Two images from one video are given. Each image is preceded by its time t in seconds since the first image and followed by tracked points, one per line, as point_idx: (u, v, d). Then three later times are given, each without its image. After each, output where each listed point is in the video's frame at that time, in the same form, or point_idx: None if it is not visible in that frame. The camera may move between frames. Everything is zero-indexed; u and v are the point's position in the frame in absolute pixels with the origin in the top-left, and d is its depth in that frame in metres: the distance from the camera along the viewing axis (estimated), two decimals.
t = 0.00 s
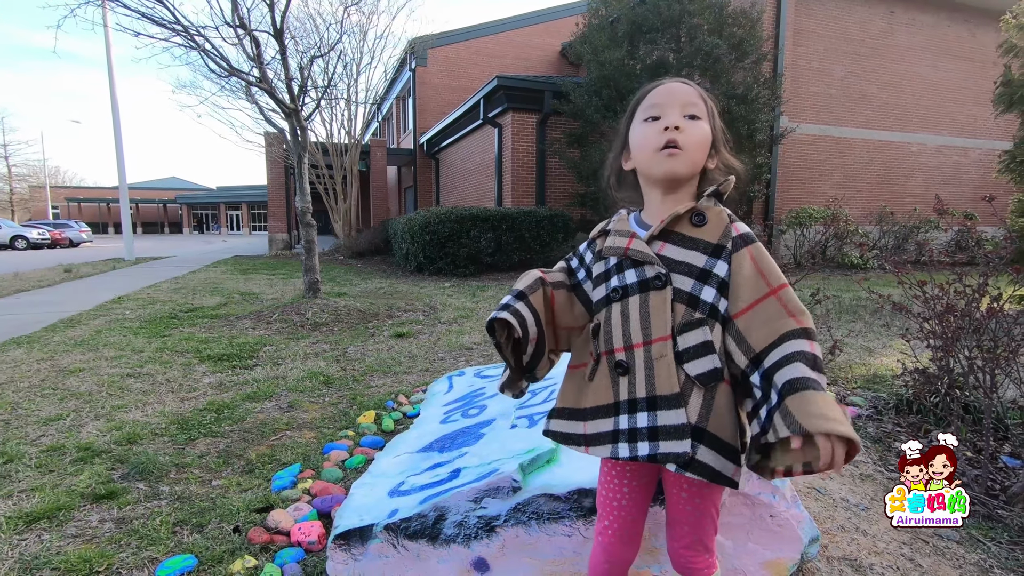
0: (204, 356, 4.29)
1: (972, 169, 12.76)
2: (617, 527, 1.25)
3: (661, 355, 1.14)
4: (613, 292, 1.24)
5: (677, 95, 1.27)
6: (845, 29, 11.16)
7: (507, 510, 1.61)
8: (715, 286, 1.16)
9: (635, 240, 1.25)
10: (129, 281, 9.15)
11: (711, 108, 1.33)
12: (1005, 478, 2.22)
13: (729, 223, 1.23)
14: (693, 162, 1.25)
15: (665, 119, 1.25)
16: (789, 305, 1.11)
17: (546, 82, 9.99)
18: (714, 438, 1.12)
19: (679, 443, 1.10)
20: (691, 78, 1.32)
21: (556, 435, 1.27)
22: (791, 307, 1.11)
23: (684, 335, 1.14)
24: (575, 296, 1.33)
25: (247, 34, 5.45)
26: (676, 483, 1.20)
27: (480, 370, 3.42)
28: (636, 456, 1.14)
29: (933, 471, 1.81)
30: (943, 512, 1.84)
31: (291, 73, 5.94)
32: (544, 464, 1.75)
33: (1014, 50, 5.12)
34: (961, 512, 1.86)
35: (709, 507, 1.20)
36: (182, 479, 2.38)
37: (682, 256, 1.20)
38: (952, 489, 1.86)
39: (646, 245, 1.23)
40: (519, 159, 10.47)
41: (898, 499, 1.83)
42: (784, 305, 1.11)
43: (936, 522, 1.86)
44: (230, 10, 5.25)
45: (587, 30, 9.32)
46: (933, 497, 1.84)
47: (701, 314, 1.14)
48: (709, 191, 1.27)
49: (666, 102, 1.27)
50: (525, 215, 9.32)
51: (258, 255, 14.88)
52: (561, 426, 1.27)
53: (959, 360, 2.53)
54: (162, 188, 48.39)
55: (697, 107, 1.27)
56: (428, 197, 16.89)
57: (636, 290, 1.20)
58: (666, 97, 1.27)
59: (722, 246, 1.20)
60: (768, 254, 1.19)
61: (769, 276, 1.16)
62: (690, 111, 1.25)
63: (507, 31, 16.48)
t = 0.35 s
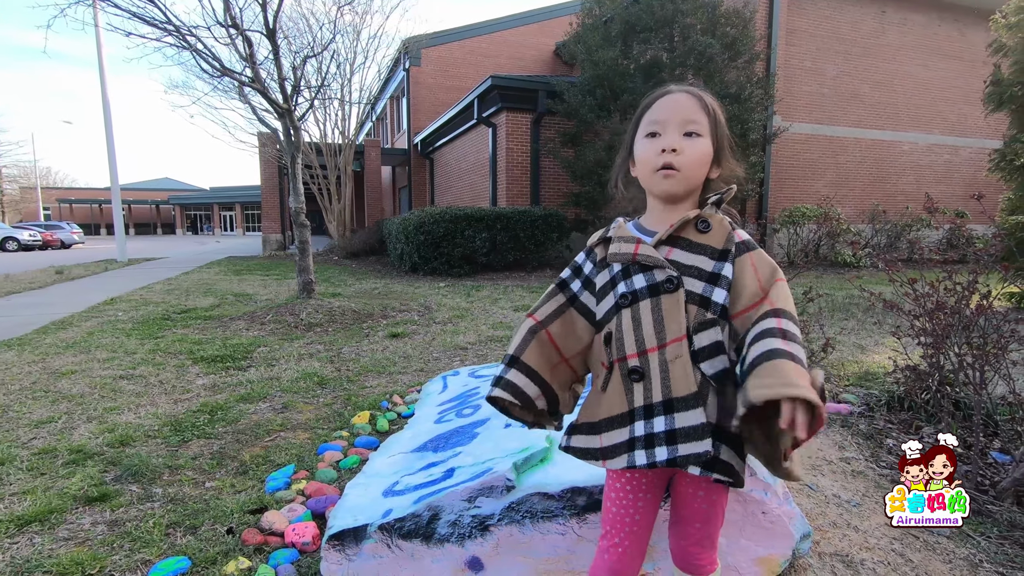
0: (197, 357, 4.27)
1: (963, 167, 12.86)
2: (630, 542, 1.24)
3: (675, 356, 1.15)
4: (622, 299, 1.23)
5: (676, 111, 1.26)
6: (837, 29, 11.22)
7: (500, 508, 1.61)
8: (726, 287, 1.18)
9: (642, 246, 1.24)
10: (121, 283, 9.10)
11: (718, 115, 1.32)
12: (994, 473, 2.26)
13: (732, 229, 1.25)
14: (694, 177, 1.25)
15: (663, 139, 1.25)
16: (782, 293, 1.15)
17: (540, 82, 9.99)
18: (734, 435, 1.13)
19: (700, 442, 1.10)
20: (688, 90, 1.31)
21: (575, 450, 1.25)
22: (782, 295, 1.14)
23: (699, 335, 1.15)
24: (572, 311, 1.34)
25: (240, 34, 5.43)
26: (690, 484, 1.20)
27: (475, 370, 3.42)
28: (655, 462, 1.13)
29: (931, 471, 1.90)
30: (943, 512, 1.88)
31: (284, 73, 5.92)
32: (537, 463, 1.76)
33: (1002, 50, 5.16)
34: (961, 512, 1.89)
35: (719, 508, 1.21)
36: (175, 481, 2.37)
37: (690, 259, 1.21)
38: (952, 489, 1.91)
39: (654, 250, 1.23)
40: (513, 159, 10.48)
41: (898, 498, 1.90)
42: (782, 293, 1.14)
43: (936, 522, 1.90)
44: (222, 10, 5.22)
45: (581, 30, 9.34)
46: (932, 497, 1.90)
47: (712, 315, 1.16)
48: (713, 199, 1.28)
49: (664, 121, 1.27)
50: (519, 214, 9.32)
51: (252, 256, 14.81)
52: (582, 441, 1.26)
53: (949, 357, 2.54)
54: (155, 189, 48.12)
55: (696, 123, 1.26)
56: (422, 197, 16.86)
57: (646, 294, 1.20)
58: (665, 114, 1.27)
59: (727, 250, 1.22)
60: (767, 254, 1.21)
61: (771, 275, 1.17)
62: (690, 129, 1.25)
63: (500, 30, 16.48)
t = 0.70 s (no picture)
0: (192, 359, 4.25)
1: (955, 166, 12.95)
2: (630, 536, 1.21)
3: (662, 346, 1.16)
4: (606, 286, 1.23)
5: (661, 116, 1.25)
6: (830, 29, 11.28)
7: (497, 508, 1.61)
8: (706, 279, 1.21)
9: (628, 234, 1.24)
10: (114, 285, 9.03)
11: (707, 120, 1.29)
12: (986, 469, 2.28)
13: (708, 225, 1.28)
14: (672, 183, 1.25)
15: (643, 144, 1.24)
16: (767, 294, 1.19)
17: (534, 82, 10.00)
18: (718, 419, 1.18)
19: (691, 427, 1.14)
20: (678, 92, 1.29)
21: (556, 434, 1.24)
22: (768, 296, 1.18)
23: (685, 325, 1.17)
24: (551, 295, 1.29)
25: (233, 34, 5.41)
26: (675, 471, 1.22)
27: (470, 370, 3.42)
28: (643, 447, 1.16)
29: (931, 470, 1.94)
30: (943, 512, 1.88)
31: (278, 73, 5.90)
32: (534, 462, 1.76)
33: (993, 49, 5.20)
34: (961, 512, 1.89)
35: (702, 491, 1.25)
36: (170, 483, 2.36)
37: (672, 251, 1.23)
38: (952, 489, 1.91)
39: (639, 240, 1.23)
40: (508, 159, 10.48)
41: (898, 499, 1.88)
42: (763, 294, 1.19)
43: (935, 522, 1.89)
44: (215, 10, 5.21)
45: (575, 30, 9.35)
46: (932, 498, 1.90)
47: (691, 307, 1.19)
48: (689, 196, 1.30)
49: (647, 125, 1.25)
50: (514, 214, 9.31)
51: (246, 258, 14.75)
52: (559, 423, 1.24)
53: (941, 355, 2.56)
54: (148, 190, 47.86)
55: (679, 132, 1.24)
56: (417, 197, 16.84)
57: (630, 284, 1.20)
58: (650, 118, 1.25)
59: (706, 244, 1.25)
60: (741, 250, 1.26)
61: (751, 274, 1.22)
62: (670, 138, 1.23)
63: (495, 30, 16.48)
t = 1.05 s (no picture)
0: (186, 361, 4.23)
1: (948, 168, 13.04)
2: (606, 506, 1.28)
3: (657, 320, 1.21)
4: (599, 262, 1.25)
5: (642, 111, 1.24)
6: (824, 31, 11.34)
7: (490, 510, 1.61)
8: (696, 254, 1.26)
9: (621, 211, 1.27)
10: (108, 288, 8.97)
11: (686, 105, 1.30)
12: (978, 469, 2.28)
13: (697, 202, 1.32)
14: (662, 173, 1.26)
15: (629, 141, 1.25)
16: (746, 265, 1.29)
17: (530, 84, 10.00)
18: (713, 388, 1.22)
19: (686, 399, 1.19)
20: (655, 82, 1.28)
21: (540, 404, 1.25)
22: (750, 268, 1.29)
23: (680, 300, 1.22)
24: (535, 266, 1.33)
25: (227, 36, 5.40)
26: (661, 451, 1.23)
27: (466, 371, 3.42)
28: (638, 419, 1.20)
29: (931, 471, 2.02)
30: (943, 512, 1.92)
31: (272, 75, 5.89)
32: (528, 463, 1.76)
33: (985, 52, 5.24)
34: (961, 512, 1.93)
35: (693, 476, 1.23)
36: (163, 486, 2.35)
37: (664, 228, 1.27)
38: (952, 490, 1.97)
39: (633, 217, 1.26)
40: (503, 160, 10.49)
41: (898, 499, 1.94)
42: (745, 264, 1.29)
43: (936, 522, 1.94)
44: (209, 11, 5.19)
45: (570, 32, 9.37)
46: (932, 498, 1.96)
47: (686, 282, 1.23)
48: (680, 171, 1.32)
49: (629, 122, 1.25)
50: (510, 215, 9.32)
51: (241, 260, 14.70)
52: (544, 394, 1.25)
53: (934, 355, 2.58)
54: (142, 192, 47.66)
55: (662, 125, 1.24)
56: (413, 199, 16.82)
57: (625, 261, 1.24)
58: (631, 115, 1.25)
59: (695, 220, 1.30)
60: (725, 227, 1.33)
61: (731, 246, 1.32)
62: (655, 131, 1.24)
63: (491, 32, 16.50)
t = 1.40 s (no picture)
0: (182, 362, 4.22)
1: (943, 169, 13.10)
2: (611, 491, 1.30)
3: (663, 303, 1.23)
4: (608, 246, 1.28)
5: (636, 100, 1.24)
6: (820, 32, 11.38)
7: (487, 510, 1.61)
8: (703, 235, 1.26)
9: (623, 195, 1.28)
10: (103, 288, 8.94)
11: (684, 81, 1.29)
12: (973, 467, 2.30)
13: (708, 179, 1.31)
14: (666, 157, 1.28)
15: (628, 132, 1.26)
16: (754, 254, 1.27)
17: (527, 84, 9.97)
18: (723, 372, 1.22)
19: (694, 383, 1.20)
20: (648, 65, 1.27)
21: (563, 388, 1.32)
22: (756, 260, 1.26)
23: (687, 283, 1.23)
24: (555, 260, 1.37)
25: (223, 35, 5.39)
26: (669, 443, 1.26)
27: (463, 371, 3.42)
28: (645, 405, 1.22)
29: (932, 471, 1.98)
30: (943, 512, 1.93)
31: (269, 75, 5.88)
32: (524, 463, 1.76)
33: (980, 53, 5.27)
34: (961, 512, 1.93)
35: (703, 464, 1.26)
36: (158, 487, 2.34)
37: (670, 208, 1.27)
38: (952, 489, 1.96)
39: (635, 199, 1.27)
40: (500, 161, 10.49)
41: (898, 499, 1.94)
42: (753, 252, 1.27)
43: (935, 522, 1.94)
44: (206, 11, 5.18)
45: (567, 32, 9.38)
46: (932, 498, 1.96)
47: (692, 263, 1.24)
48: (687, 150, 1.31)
49: (625, 113, 1.26)
50: (507, 216, 9.32)
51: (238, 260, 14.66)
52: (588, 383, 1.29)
53: (930, 354, 2.59)
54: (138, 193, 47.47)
55: (660, 111, 1.24)
56: (410, 200, 16.81)
57: (629, 243, 1.26)
58: (627, 106, 1.26)
59: (705, 198, 1.29)
60: (739, 203, 1.30)
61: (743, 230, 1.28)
62: (653, 119, 1.24)
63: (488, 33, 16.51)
